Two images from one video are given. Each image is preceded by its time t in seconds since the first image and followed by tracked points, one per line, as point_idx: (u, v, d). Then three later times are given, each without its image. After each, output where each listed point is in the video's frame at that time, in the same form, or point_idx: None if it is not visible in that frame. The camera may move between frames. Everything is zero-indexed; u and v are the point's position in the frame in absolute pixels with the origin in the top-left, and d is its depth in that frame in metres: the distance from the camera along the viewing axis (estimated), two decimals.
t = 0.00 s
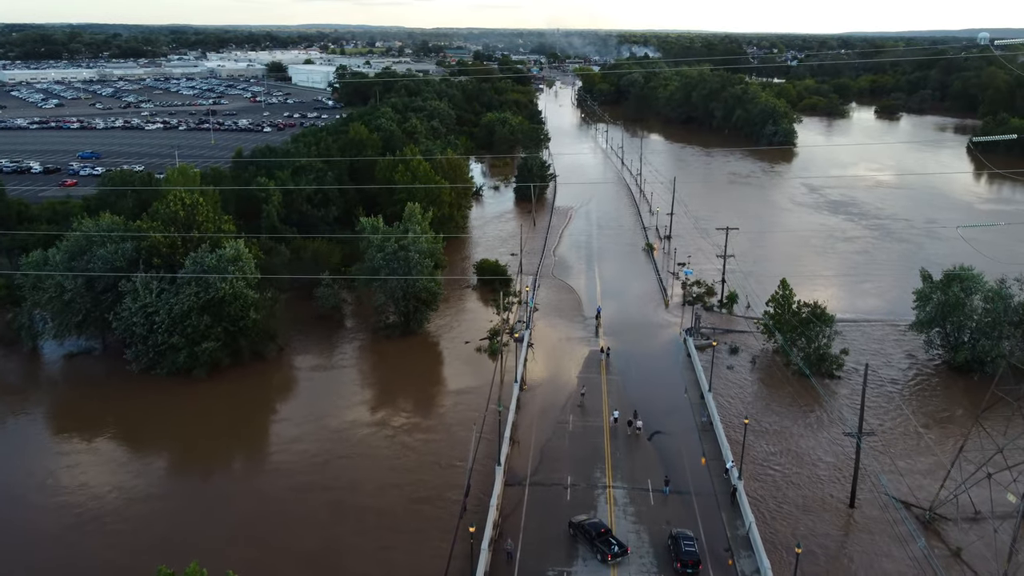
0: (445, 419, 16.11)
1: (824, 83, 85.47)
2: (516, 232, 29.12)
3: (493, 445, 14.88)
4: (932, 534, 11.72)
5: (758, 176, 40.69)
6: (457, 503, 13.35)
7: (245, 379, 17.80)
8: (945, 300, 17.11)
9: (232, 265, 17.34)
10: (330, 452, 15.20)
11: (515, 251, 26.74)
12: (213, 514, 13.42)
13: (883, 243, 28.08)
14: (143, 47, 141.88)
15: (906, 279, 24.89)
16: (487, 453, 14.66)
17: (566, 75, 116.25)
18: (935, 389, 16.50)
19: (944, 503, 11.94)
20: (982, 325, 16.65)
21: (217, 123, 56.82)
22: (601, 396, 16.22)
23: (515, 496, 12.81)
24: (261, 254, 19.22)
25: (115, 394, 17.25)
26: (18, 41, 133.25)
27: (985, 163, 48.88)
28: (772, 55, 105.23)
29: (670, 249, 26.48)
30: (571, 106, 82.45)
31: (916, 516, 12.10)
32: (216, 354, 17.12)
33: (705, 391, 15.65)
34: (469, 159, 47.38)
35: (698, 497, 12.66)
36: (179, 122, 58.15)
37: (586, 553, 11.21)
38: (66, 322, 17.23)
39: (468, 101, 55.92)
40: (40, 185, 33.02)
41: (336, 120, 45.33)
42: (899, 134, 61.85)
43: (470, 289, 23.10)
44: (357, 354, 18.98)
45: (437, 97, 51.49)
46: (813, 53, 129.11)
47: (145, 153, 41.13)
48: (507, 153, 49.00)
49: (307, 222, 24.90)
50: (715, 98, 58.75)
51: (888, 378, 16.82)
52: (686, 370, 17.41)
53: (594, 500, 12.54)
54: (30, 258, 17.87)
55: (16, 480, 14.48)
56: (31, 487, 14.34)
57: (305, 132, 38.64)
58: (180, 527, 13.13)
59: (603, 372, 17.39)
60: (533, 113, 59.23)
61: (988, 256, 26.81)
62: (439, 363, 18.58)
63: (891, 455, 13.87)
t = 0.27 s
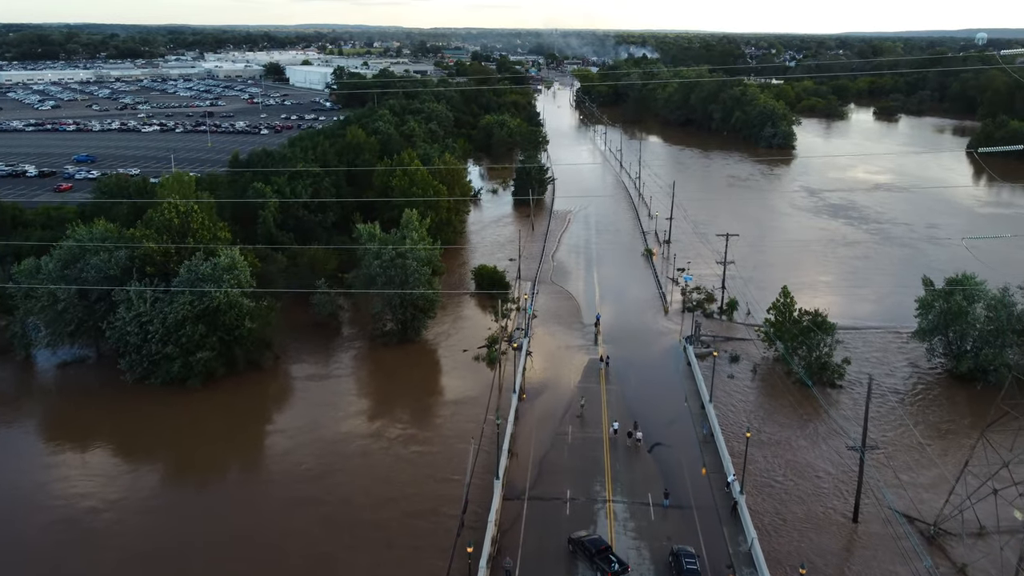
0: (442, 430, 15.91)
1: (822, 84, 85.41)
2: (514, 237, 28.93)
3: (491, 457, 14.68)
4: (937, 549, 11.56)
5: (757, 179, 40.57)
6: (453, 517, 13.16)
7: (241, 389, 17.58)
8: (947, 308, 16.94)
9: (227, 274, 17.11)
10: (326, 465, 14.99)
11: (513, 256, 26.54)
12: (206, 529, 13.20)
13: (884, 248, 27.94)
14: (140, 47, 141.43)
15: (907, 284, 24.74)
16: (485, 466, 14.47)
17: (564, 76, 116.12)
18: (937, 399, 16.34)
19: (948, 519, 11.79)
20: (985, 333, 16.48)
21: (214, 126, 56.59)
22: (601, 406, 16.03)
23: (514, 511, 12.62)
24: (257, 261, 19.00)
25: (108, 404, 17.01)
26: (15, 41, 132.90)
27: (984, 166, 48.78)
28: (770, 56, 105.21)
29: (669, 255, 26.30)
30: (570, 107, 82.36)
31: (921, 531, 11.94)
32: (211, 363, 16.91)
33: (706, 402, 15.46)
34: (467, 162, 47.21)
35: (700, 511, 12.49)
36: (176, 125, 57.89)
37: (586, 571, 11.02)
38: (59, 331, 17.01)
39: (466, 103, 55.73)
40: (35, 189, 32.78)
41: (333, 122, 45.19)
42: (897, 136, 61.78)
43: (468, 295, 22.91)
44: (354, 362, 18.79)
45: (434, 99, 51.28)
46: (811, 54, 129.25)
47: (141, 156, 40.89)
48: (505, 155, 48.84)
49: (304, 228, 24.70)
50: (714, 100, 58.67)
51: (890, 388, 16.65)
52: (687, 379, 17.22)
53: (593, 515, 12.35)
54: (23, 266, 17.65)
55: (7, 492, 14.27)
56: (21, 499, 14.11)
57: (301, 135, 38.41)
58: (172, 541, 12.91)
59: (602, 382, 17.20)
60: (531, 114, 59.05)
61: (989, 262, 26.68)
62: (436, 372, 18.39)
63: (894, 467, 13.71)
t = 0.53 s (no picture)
0: (440, 442, 15.70)
1: (821, 85, 85.40)
2: (513, 242, 28.71)
3: (490, 470, 14.47)
4: (943, 567, 11.39)
5: (756, 182, 40.42)
6: (451, 532, 12.95)
7: (236, 399, 17.35)
8: (951, 317, 16.74)
9: (222, 283, 16.88)
10: (322, 477, 14.78)
11: (511, 262, 26.33)
12: (199, 544, 12.97)
13: (885, 253, 27.79)
14: (137, 48, 140.98)
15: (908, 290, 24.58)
16: (484, 479, 14.26)
17: (563, 77, 115.96)
18: (941, 409, 16.17)
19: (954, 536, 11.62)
20: (990, 342, 16.28)
21: (211, 128, 56.35)
22: (600, 417, 15.83)
23: (512, 527, 12.42)
24: (252, 269, 18.79)
25: (101, 415, 16.77)
26: (12, 42, 132.57)
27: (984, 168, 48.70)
28: (769, 57, 105.12)
29: (669, 261, 26.12)
30: (568, 108, 82.25)
31: (926, 548, 11.77)
32: (206, 374, 16.69)
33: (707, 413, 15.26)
34: (465, 164, 46.99)
35: (702, 526, 12.29)
36: (172, 127, 57.60)
37: None
38: (52, 340, 16.78)
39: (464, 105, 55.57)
40: (29, 193, 32.52)
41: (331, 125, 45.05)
42: (897, 138, 61.72)
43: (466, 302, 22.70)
44: (351, 372, 18.58)
45: (432, 101, 51.05)
46: (810, 55, 129.44)
47: (138, 160, 40.63)
48: (504, 158, 48.64)
49: (301, 234, 24.48)
50: (713, 102, 58.58)
51: (892, 398, 16.47)
52: (687, 389, 17.02)
53: (593, 531, 12.16)
54: (15, 274, 17.41)
55: None
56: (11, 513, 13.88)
57: (298, 138, 38.16)
58: (164, 556, 12.68)
59: (601, 392, 17.00)
60: (530, 116, 58.83)
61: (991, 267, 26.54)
62: (434, 381, 18.16)
63: (898, 481, 13.53)
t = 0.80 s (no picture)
0: (438, 455, 15.49)
1: (820, 86, 85.43)
2: (511, 247, 28.47)
3: (488, 485, 14.25)
4: None
5: (756, 185, 40.29)
6: (449, 550, 12.71)
7: (231, 410, 17.10)
8: (954, 326, 16.52)
9: (215, 292, 16.64)
10: (318, 491, 14.56)
11: (510, 267, 26.13)
12: (192, 560, 12.73)
13: (885, 258, 27.64)
14: (135, 48, 140.56)
15: (911, 295, 24.41)
16: (482, 495, 14.04)
17: (562, 78, 115.80)
18: (945, 421, 15.96)
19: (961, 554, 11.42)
20: (994, 352, 16.05)
21: (209, 130, 56.13)
22: (600, 429, 15.61)
23: (511, 544, 12.20)
24: (247, 277, 18.55)
25: (93, 427, 16.49)
26: (10, 42, 132.10)
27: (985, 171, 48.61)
28: (768, 58, 105.01)
29: (668, 267, 25.97)
30: (567, 110, 82.18)
31: (932, 566, 11.58)
32: (200, 385, 16.43)
33: (708, 426, 15.05)
34: (463, 167, 46.76)
35: (703, 544, 12.07)
36: (169, 129, 57.32)
37: None
38: (43, 351, 16.51)
39: (463, 107, 55.48)
40: (24, 197, 32.26)
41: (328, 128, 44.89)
42: (896, 140, 61.68)
43: (464, 309, 22.50)
44: (347, 381, 18.36)
45: (430, 103, 50.81)
46: (809, 56, 129.49)
47: (134, 163, 40.35)
48: (502, 161, 48.42)
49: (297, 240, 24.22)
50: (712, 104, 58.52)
51: (895, 410, 16.27)
52: (688, 400, 16.81)
53: (593, 549, 11.94)
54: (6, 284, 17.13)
55: None
56: None
57: (295, 142, 37.90)
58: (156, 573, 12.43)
59: (601, 403, 16.79)
60: (528, 119, 58.59)
61: (993, 273, 26.39)
62: (432, 391, 17.95)
63: (902, 496, 13.34)
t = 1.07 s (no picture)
0: (435, 468, 15.24)
1: (819, 87, 85.31)
2: (509, 253, 28.23)
3: (487, 500, 13.99)
4: None
5: (756, 188, 40.11)
6: (447, 568, 12.47)
7: (225, 422, 16.82)
8: (959, 337, 16.29)
9: (209, 303, 16.38)
10: (313, 506, 14.30)
11: (508, 273, 25.89)
12: None
13: (887, 263, 27.45)
14: (132, 48, 140.06)
15: (913, 300, 24.22)
16: (480, 510, 13.79)
17: (560, 79, 115.60)
18: (950, 433, 15.73)
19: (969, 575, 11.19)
20: (1000, 363, 15.81)
21: (205, 132, 55.84)
22: (600, 442, 15.37)
23: (510, 563, 11.95)
24: (242, 287, 18.29)
25: (85, 440, 16.19)
26: (6, 43, 131.62)
27: (984, 174, 48.48)
28: (766, 59, 104.93)
29: (668, 273, 25.74)
30: (566, 111, 82.01)
31: None
32: (193, 397, 16.14)
33: (710, 439, 14.81)
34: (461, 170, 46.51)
35: (706, 562, 11.83)
36: (166, 131, 56.99)
37: None
38: (33, 363, 16.22)
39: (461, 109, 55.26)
40: (18, 202, 31.96)
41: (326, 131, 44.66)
42: (895, 142, 61.57)
43: (462, 317, 22.27)
44: (343, 391, 18.10)
45: (428, 106, 50.55)
46: (808, 56, 129.40)
47: (129, 166, 40.02)
48: (500, 164, 48.16)
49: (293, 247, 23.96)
50: (711, 106, 58.35)
51: (900, 422, 16.04)
52: (689, 411, 16.56)
53: (593, 568, 11.70)
54: None
55: None
56: None
57: (292, 145, 37.62)
58: None
59: (601, 414, 16.53)
60: (526, 120, 58.35)
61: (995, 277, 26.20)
62: (429, 402, 17.70)
63: (908, 513, 13.11)
